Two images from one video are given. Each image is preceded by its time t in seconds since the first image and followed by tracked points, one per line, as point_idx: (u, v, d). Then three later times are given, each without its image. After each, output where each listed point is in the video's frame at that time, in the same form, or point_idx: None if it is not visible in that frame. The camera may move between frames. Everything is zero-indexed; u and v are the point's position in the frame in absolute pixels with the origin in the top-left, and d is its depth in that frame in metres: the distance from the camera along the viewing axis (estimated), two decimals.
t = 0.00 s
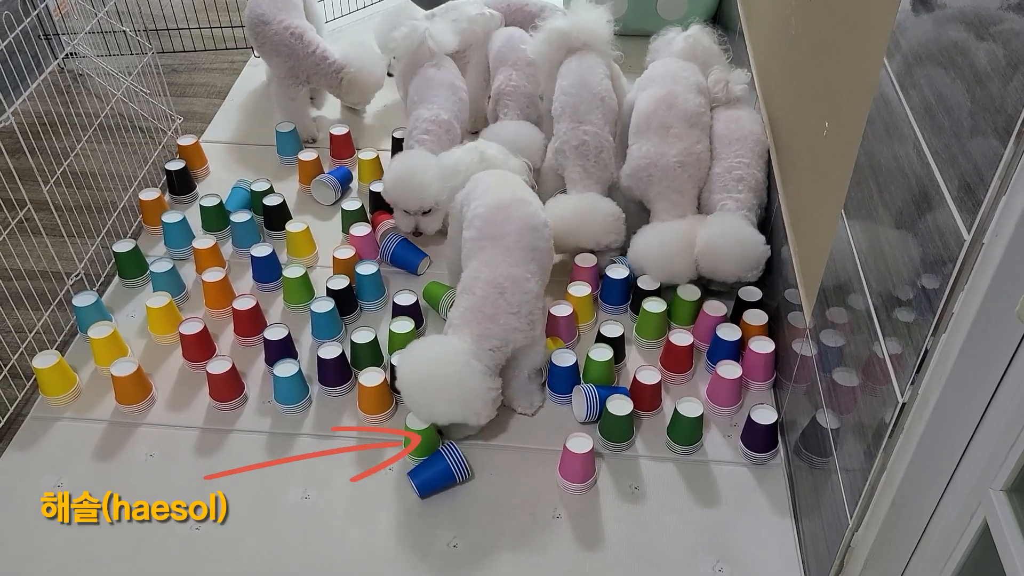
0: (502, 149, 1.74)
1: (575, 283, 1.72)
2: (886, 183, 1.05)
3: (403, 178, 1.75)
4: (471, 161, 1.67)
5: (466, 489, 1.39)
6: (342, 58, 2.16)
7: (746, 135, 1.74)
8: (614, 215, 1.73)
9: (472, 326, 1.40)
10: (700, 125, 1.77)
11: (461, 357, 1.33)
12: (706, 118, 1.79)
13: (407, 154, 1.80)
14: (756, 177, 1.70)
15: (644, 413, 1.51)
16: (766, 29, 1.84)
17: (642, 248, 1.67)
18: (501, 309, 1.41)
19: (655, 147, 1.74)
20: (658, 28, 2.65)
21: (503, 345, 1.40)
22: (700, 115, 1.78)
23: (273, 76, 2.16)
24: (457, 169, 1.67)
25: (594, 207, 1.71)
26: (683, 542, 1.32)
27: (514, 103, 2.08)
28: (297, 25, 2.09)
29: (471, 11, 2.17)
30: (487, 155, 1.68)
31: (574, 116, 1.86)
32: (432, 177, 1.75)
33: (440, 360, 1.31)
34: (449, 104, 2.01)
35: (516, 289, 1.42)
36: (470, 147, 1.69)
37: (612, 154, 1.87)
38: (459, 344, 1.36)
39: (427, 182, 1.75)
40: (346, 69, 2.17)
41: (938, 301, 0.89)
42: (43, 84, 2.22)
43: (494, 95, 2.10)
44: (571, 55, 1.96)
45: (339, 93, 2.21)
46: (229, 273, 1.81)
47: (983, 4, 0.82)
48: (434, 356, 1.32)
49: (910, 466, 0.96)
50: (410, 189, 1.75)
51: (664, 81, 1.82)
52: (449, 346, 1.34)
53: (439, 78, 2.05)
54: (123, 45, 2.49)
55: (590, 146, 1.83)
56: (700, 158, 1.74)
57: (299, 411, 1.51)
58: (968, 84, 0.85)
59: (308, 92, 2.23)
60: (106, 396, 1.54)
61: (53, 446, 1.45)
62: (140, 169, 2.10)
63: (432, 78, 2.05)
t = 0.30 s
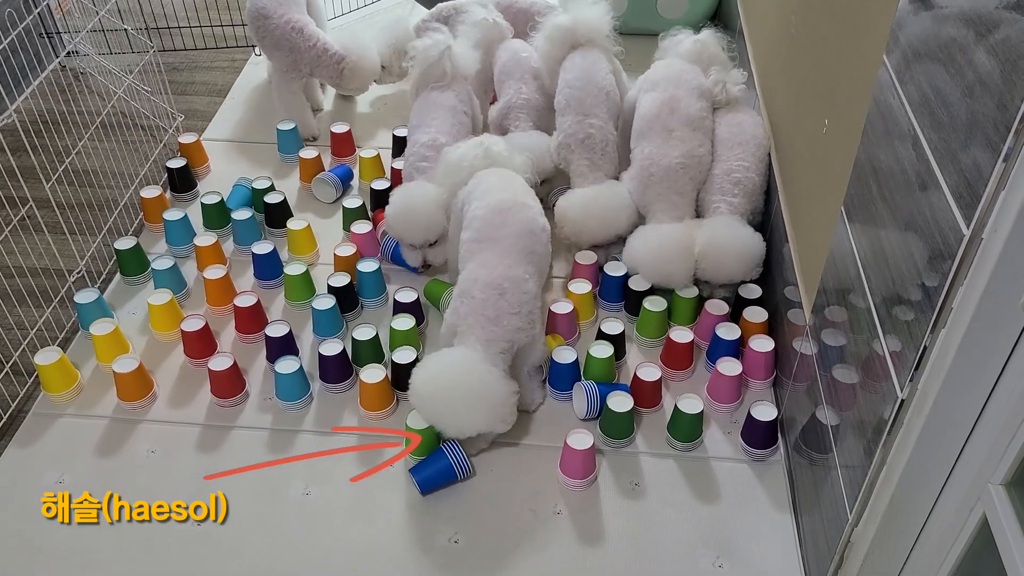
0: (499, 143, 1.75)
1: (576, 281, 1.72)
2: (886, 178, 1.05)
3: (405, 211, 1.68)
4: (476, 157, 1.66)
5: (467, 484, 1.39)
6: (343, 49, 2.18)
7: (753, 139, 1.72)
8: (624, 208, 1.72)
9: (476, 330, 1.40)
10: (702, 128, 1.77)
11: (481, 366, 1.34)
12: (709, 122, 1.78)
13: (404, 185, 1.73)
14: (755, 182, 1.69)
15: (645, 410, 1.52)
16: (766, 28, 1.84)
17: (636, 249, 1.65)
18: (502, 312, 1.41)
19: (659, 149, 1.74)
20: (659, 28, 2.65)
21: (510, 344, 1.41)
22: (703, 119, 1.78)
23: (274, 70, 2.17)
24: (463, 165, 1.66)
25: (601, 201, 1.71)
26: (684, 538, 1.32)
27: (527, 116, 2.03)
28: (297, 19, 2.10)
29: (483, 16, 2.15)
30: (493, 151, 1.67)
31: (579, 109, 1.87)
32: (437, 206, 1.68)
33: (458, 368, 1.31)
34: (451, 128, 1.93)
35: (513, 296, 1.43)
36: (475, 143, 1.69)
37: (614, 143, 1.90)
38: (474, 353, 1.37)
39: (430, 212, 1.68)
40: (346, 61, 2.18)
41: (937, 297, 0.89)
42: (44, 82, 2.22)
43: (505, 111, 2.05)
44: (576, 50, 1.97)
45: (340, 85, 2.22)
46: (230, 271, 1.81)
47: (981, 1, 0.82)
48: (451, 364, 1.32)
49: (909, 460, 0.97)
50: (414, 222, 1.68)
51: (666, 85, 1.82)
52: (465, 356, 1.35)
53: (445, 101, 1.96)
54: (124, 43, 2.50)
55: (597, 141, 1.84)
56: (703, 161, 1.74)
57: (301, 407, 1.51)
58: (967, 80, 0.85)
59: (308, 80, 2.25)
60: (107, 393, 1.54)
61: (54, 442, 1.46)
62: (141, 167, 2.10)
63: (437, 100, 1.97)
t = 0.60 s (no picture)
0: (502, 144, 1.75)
1: (574, 279, 1.72)
2: (884, 175, 1.04)
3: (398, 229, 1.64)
4: (475, 157, 1.66)
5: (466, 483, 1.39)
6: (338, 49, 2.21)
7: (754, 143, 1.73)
8: (619, 209, 1.72)
9: (474, 337, 1.40)
10: (692, 130, 1.76)
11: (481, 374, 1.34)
12: (700, 123, 1.78)
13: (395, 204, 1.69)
14: (755, 186, 1.69)
15: (643, 408, 1.52)
16: (764, 24, 1.84)
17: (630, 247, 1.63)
18: (500, 317, 1.41)
19: (650, 151, 1.73)
20: (657, 26, 2.65)
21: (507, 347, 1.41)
22: (694, 119, 1.77)
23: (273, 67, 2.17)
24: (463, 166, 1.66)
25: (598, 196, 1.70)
26: (682, 536, 1.32)
27: (533, 125, 1.99)
28: (297, 17, 2.11)
29: (487, 23, 2.10)
30: (492, 152, 1.67)
31: (580, 104, 1.87)
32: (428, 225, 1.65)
33: (458, 374, 1.32)
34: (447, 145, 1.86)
35: (510, 298, 1.43)
36: (475, 142, 1.69)
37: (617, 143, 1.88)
38: (472, 361, 1.37)
39: (422, 231, 1.64)
40: (342, 63, 2.20)
41: (934, 296, 0.89)
42: (41, 81, 2.22)
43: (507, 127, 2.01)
44: (575, 46, 1.98)
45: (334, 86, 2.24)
46: (228, 269, 1.81)
47: None
48: (450, 371, 1.33)
49: (907, 458, 0.97)
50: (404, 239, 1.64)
51: (656, 87, 1.82)
52: (464, 364, 1.35)
53: (447, 117, 1.90)
54: (121, 42, 2.49)
55: (600, 136, 1.83)
56: (693, 165, 1.73)
57: (298, 406, 1.51)
58: (965, 77, 0.85)
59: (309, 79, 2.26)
60: (105, 392, 1.54)
61: (53, 441, 1.46)
62: (139, 165, 2.10)
63: (437, 115, 1.91)
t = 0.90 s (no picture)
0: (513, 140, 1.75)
1: (575, 278, 1.72)
2: (887, 174, 1.04)
3: (403, 232, 1.57)
4: (477, 157, 1.66)
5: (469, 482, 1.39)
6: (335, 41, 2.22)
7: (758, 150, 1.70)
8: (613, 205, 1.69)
9: (485, 351, 1.36)
10: (697, 134, 1.75)
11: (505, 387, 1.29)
12: (705, 127, 1.77)
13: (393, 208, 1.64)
14: (760, 198, 1.66)
15: (646, 409, 1.52)
16: (765, 21, 1.85)
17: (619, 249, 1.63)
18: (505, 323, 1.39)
19: (652, 150, 1.72)
20: (660, 26, 2.65)
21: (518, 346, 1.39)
22: (700, 124, 1.76)
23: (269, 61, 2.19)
24: (467, 167, 1.66)
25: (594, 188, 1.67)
26: (684, 536, 1.32)
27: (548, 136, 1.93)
28: (297, 15, 2.13)
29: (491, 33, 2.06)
30: (498, 152, 1.67)
31: (585, 98, 1.87)
32: (435, 230, 1.58)
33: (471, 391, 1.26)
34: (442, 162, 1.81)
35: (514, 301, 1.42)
36: (479, 142, 1.68)
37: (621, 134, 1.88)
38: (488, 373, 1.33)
39: (427, 238, 1.57)
40: (339, 56, 2.22)
41: (938, 296, 0.89)
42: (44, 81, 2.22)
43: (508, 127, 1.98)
44: (580, 43, 1.98)
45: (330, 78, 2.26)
46: (230, 269, 1.81)
47: None
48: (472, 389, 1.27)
49: (910, 459, 0.97)
50: (412, 248, 1.57)
51: (663, 88, 1.82)
52: (484, 378, 1.30)
53: (439, 134, 1.86)
54: (124, 41, 2.49)
55: (604, 129, 1.83)
56: (694, 167, 1.72)
57: (301, 406, 1.51)
58: (968, 76, 0.85)
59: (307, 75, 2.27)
60: (108, 391, 1.54)
61: (55, 440, 1.46)
62: (141, 165, 2.10)
63: (433, 132, 1.87)
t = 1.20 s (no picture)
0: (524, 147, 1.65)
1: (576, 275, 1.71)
2: (888, 173, 1.04)
3: (371, 245, 1.49)
4: (474, 167, 1.61)
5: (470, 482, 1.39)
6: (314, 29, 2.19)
7: (754, 156, 1.69)
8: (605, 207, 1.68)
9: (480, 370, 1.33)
10: (692, 133, 1.75)
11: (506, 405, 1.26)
12: (701, 126, 1.76)
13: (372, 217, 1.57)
14: (751, 200, 1.65)
15: (647, 407, 1.52)
16: (766, 20, 1.85)
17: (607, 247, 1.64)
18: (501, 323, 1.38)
19: (647, 148, 1.73)
20: (664, 23, 2.64)
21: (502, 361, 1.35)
22: (695, 123, 1.75)
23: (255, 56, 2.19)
24: (460, 178, 1.61)
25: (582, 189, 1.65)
26: (685, 535, 1.32)
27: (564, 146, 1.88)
28: (273, 6, 2.14)
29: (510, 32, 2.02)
30: (491, 167, 1.60)
31: (591, 94, 1.87)
32: (406, 246, 1.50)
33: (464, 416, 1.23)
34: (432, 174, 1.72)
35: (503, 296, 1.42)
36: (477, 152, 1.61)
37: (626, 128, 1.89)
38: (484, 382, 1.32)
39: (395, 254, 1.49)
40: (319, 43, 2.18)
41: (939, 295, 0.89)
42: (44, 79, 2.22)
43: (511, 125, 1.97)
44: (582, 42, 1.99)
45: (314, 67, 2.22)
46: (231, 267, 1.81)
47: None
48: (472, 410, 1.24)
49: (911, 457, 0.97)
50: (379, 265, 1.49)
51: (661, 88, 1.82)
52: (482, 397, 1.27)
53: (426, 144, 1.79)
54: (124, 39, 2.49)
55: (610, 122, 1.83)
56: (689, 166, 1.72)
57: (302, 405, 1.51)
58: (969, 76, 0.85)
59: (300, 66, 2.27)
60: (109, 389, 1.54)
61: (56, 438, 1.46)
62: (142, 163, 2.10)
63: (420, 142, 1.80)
